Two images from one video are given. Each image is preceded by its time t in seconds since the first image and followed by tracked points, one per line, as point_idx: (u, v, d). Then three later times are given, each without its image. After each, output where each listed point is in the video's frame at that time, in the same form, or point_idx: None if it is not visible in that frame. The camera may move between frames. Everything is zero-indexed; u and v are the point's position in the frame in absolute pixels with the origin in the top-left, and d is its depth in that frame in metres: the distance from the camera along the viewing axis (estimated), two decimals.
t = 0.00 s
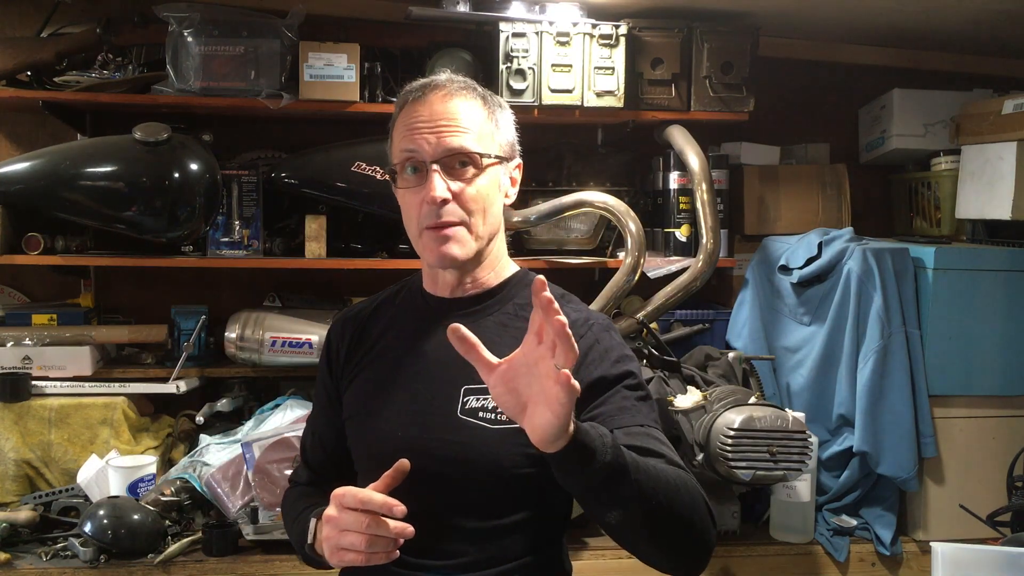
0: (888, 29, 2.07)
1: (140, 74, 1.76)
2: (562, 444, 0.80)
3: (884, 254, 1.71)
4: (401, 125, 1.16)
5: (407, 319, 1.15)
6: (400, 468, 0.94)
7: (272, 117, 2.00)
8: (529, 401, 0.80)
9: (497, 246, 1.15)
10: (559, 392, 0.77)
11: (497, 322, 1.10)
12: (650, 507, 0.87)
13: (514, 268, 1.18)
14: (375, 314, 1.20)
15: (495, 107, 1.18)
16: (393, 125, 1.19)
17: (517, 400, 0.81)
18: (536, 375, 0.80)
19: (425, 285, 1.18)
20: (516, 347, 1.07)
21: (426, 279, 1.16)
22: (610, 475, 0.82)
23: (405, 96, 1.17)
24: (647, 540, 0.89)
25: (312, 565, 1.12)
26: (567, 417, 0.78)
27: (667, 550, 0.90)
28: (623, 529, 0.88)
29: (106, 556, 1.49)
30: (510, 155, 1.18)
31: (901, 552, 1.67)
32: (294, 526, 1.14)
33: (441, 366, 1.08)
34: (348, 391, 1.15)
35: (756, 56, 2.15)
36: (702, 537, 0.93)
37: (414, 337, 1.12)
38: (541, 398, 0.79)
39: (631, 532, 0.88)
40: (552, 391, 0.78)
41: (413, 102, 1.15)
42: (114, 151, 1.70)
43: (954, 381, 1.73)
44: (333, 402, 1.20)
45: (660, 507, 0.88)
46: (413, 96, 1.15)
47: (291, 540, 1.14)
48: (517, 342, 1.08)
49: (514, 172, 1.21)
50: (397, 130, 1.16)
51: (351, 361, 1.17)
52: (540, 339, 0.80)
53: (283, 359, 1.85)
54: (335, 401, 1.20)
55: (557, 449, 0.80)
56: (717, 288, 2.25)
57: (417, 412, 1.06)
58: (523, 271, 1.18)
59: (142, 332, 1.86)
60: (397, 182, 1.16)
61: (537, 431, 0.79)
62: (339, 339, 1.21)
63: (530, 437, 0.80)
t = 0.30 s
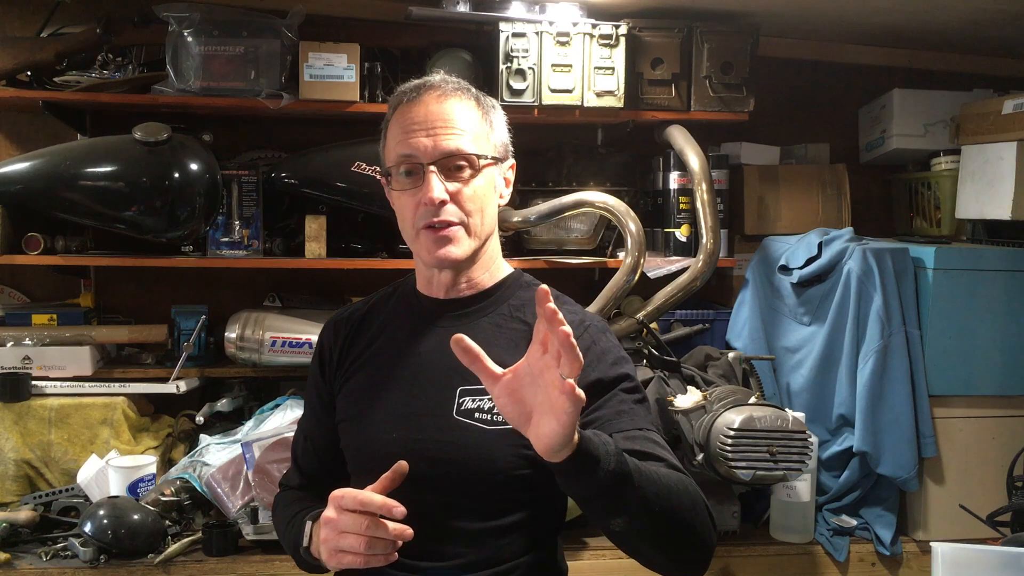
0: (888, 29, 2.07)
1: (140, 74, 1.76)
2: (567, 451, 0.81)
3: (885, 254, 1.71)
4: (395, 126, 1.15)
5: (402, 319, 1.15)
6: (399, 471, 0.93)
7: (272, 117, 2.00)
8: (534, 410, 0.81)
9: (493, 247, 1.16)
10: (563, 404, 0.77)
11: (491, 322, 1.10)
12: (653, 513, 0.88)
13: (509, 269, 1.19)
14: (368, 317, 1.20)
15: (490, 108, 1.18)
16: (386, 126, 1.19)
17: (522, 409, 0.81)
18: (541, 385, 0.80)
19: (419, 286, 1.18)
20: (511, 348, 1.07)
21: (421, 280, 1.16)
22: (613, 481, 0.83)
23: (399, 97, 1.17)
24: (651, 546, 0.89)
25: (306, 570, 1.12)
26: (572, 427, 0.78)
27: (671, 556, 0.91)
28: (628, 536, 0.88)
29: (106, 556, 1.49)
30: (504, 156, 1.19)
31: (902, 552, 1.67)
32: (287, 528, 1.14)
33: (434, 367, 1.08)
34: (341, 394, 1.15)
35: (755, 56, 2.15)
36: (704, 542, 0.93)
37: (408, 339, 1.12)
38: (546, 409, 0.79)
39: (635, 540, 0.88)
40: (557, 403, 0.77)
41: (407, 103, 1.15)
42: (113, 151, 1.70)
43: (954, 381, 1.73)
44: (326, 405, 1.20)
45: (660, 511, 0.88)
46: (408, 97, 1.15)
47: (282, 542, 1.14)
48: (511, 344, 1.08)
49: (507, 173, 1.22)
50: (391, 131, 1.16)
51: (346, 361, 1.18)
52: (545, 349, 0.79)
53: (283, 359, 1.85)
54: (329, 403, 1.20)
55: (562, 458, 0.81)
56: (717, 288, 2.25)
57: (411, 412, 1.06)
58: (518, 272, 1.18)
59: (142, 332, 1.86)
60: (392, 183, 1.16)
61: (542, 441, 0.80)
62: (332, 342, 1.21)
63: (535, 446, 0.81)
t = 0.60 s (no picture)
0: (888, 29, 2.07)
1: (140, 73, 1.76)
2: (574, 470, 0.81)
3: (884, 254, 1.71)
4: (395, 126, 1.15)
5: (401, 320, 1.15)
6: (396, 472, 0.94)
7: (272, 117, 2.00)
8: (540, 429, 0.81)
9: (492, 247, 1.16)
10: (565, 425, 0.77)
11: (490, 323, 1.10)
12: (660, 519, 0.88)
13: (508, 269, 1.19)
14: (366, 318, 1.20)
15: (489, 109, 1.19)
16: (386, 126, 1.19)
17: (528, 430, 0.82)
18: (545, 406, 0.79)
19: (418, 288, 1.18)
20: (510, 348, 1.07)
21: (420, 281, 1.16)
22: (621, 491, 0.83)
23: (399, 97, 1.17)
24: (660, 552, 0.90)
25: (305, 572, 1.12)
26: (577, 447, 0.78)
27: (678, 560, 0.91)
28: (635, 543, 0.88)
29: (106, 556, 1.49)
30: (504, 157, 1.19)
31: (901, 552, 1.67)
32: (286, 528, 1.15)
33: (433, 367, 1.08)
34: (340, 395, 1.15)
35: (755, 56, 2.15)
36: (710, 543, 0.94)
37: (406, 339, 1.12)
38: (551, 429, 0.79)
39: (642, 547, 0.89)
40: (559, 424, 0.77)
41: (408, 103, 1.15)
42: (114, 151, 1.70)
43: (954, 381, 1.73)
44: (325, 406, 1.20)
45: (665, 518, 0.88)
46: (408, 97, 1.15)
47: (280, 544, 1.15)
48: (510, 344, 1.08)
49: (506, 173, 1.22)
50: (391, 131, 1.16)
51: (345, 362, 1.17)
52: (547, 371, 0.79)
53: (283, 359, 1.85)
54: (328, 405, 1.20)
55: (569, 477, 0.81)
56: (717, 288, 2.25)
57: (410, 413, 1.06)
58: (517, 272, 1.18)
59: (142, 332, 1.86)
60: (392, 183, 1.16)
61: (547, 461, 0.80)
62: (331, 343, 1.21)
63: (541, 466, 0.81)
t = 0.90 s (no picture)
0: (888, 29, 2.07)
1: (140, 73, 1.76)
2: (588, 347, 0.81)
3: (884, 254, 1.71)
4: (405, 122, 1.14)
5: (401, 321, 1.15)
6: (383, 463, 0.93)
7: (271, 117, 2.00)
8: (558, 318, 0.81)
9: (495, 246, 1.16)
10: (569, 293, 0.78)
11: (490, 322, 1.10)
12: (689, 474, 0.89)
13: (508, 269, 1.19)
14: (365, 318, 1.20)
15: (492, 111, 1.20)
16: (390, 123, 1.18)
17: (545, 317, 0.83)
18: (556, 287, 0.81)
19: (426, 286, 1.15)
20: (511, 346, 1.07)
21: (423, 280, 1.16)
22: (649, 429, 0.85)
23: (406, 92, 1.16)
24: (689, 513, 0.92)
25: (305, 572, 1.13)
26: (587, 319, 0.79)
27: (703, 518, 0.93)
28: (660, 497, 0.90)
29: (106, 556, 1.49)
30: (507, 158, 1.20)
31: (902, 552, 1.67)
32: (286, 528, 1.15)
33: (433, 368, 1.08)
34: (340, 397, 1.15)
35: (755, 56, 2.15)
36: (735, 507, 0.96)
37: (406, 340, 1.12)
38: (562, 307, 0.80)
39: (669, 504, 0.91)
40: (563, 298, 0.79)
41: (417, 98, 1.14)
42: (114, 151, 1.70)
43: (954, 381, 1.73)
44: (325, 406, 1.20)
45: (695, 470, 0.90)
46: (417, 92, 1.14)
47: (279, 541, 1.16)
48: (511, 342, 1.07)
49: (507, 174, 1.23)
50: (400, 128, 1.15)
51: (345, 363, 1.17)
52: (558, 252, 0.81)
53: (283, 359, 1.85)
54: (327, 406, 1.20)
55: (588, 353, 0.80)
56: (717, 288, 2.25)
57: (410, 414, 1.06)
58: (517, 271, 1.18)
59: (142, 332, 1.86)
60: (402, 178, 1.14)
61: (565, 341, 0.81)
62: (331, 344, 1.21)
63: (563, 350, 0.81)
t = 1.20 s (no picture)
0: (888, 29, 2.07)
1: (140, 73, 1.76)
2: (590, 429, 0.80)
3: (884, 254, 1.71)
4: (406, 128, 1.14)
5: (404, 323, 1.15)
6: (402, 460, 0.93)
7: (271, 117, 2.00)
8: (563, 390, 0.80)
9: (495, 251, 1.17)
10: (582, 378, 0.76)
11: (492, 323, 1.10)
12: (664, 499, 0.88)
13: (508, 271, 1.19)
14: (370, 321, 1.20)
15: (494, 116, 1.20)
16: (393, 126, 1.18)
17: (546, 382, 0.81)
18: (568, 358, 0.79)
19: (425, 290, 1.17)
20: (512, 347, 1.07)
21: (424, 283, 1.17)
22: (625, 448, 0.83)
23: (408, 96, 1.16)
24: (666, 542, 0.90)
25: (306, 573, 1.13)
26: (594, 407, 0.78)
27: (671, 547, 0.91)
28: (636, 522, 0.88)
29: (106, 556, 1.49)
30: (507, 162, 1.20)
31: (902, 552, 1.67)
32: (290, 529, 1.15)
33: (437, 370, 1.08)
34: (346, 400, 1.15)
35: (756, 56, 2.14)
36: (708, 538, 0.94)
37: (411, 343, 1.12)
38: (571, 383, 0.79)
39: (645, 532, 0.89)
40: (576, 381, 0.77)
41: (420, 103, 1.14)
42: (114, 151, 1.70)
43: (954, 381, 1.73)
44: (330, 409, 1.20)
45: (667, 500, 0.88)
46: (420, 97, 1.14)
47: (284, 552, 1.15)
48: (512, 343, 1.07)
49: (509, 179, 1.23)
50: (401, 133, 1.15)
51: (351, 366, 1.17)
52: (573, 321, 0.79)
53: (283, 359, 1.85)
54: (331, 408, 1.20)
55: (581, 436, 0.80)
56: (717, 288, 2.25)
57: (416, 416, 1.06)
58: (518, 272, 1.18)
59: (142, 332, 1.86)
60: (403, 183, 1.14)
61: (563, 416, 0.79)
62: (336, 348, 1.20)
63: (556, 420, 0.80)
